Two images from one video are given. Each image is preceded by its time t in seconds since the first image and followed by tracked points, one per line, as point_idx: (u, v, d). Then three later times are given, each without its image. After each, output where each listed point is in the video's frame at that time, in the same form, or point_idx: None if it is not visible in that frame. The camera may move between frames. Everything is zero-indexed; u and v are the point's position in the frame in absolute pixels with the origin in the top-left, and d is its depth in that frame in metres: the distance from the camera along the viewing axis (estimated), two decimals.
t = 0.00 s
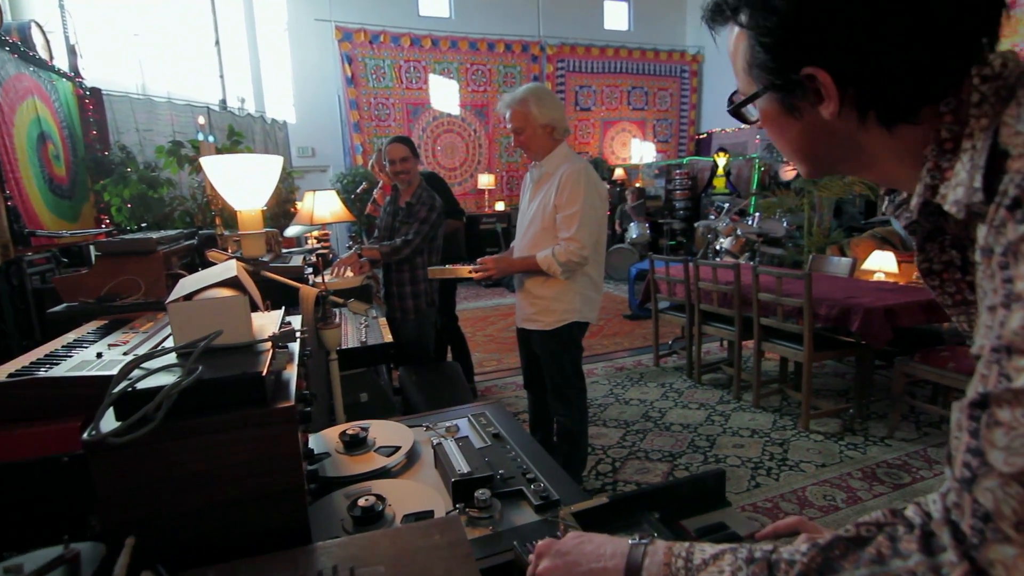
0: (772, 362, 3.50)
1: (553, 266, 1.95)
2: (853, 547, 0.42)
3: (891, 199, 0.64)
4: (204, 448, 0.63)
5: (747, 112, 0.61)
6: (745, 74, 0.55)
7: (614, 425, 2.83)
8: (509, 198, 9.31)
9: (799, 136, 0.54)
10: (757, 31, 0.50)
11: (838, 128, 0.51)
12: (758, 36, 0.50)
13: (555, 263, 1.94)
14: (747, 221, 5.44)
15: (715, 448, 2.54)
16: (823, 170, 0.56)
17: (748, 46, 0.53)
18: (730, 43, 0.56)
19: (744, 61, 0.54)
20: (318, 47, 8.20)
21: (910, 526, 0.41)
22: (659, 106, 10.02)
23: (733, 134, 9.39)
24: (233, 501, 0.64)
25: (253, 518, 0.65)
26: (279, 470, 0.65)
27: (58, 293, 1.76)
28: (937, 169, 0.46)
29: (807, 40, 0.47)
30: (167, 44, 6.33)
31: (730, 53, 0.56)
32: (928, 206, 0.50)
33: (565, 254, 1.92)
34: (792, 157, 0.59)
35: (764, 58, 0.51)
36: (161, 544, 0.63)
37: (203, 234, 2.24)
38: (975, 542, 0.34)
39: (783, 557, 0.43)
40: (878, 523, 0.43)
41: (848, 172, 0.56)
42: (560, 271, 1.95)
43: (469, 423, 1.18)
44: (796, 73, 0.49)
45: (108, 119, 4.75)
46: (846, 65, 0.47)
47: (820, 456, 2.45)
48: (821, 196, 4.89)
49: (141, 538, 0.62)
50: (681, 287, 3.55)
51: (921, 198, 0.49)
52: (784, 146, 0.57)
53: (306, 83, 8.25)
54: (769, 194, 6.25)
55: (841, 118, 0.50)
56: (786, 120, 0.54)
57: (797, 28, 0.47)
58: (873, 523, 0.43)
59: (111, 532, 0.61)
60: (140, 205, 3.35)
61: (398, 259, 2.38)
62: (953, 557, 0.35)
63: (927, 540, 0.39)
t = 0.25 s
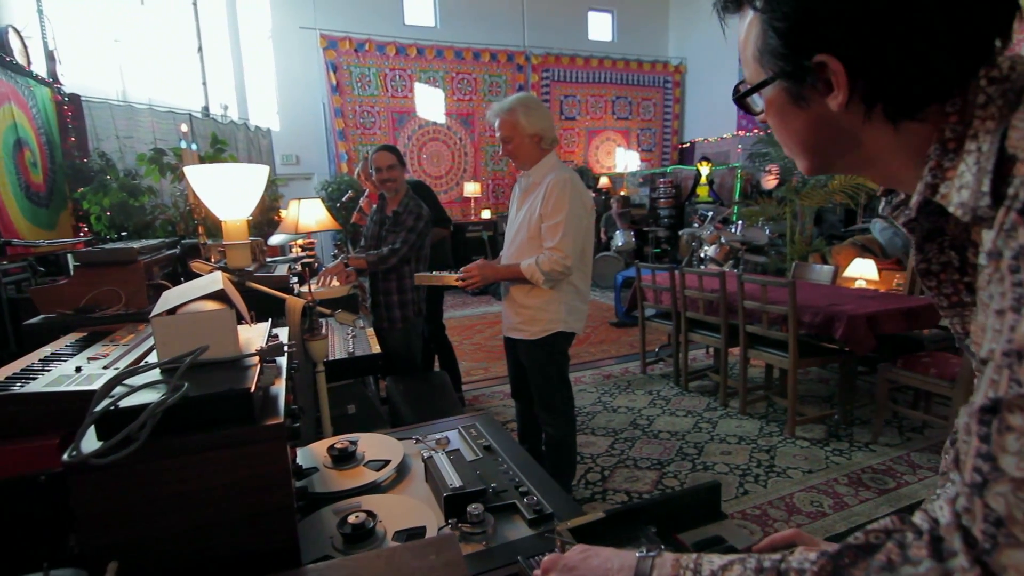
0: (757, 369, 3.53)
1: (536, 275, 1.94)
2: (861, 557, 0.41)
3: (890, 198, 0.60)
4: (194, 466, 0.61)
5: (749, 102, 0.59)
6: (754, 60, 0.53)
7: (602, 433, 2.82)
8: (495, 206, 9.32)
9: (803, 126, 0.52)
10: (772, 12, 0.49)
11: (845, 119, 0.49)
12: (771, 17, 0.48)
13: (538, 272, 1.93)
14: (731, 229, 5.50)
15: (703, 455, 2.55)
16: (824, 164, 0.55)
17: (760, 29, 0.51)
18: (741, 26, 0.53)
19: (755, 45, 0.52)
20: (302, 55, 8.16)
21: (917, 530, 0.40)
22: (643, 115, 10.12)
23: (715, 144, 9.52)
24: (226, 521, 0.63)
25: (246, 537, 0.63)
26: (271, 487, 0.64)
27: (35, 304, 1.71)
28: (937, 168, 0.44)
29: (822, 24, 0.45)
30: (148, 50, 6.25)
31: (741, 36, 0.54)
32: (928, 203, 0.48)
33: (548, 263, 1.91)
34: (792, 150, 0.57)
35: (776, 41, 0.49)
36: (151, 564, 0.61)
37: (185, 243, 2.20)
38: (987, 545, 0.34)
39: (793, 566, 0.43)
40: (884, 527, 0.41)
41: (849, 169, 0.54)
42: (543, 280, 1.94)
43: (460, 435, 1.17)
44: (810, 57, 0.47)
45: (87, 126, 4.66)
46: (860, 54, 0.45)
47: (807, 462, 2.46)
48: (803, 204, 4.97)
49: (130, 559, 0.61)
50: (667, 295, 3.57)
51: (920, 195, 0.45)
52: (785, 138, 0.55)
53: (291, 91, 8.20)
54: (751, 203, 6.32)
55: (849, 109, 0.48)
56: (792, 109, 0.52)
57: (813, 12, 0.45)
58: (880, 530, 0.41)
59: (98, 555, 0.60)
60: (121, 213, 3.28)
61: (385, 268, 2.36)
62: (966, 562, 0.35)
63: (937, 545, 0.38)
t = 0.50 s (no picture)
0: (749, 365, 3.55)
1: (526, 272, 1.93)
2: (866, 541, 0.40)
3: (900, 167, 0.56)
4: (191, 470, 0.60)
5: (774, 62, 0.53)
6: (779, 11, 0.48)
7: (597, 430, 2.82)
8: (486, 204, 9.29)
9: (822, 84, 0.47)
10: None
11: (870, 80, 0.44)
12: None
13: (529, 269, 1.92)
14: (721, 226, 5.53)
15: (697, 452, 2.55)
16: (840, 133, 0.49)
17: None
18: None
19: None
20: (290, 52, 8.09)
21: (921, 511, 0.38)
22: (633, 112, 10.13)
23: (704, 141, 9.56)
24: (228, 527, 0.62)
25: (246, 545, 0.62)
26: (271, 492, 0.63)
27: (21, 306, 1.68)
28: (958, 135, 0.40)
29: None
30: (132, 47, 6.15)
31: None
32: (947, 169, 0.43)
33: (539, 260, 1.90)
34: (810, 115, 0.51)
35: None
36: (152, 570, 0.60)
37: (175, 243, 2.17)
38: (998, 521, 0.33)
39: (798, 556, 0.41)
40: (888, 509, 0.40)
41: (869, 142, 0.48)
42: (533, 277, 1.93)
43: (458, 435, 1.16)
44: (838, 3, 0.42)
45: (71, 124, 4.58)
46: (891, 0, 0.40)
47: (800, 457, 2.48)
48: (793, 201, 4.99)
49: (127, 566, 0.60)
50: (660, 292, 3.58)
51: (937, 164, 0.42)
52: (804, 100, 0.50)
53: (279, 88, 8.12)
54: (742, 200, 6.35)
55: (873, 67, 0.43)
56: (811, 64, 0.46)
57: None
58: (884, 514, 0.40)
59: (96, 562, 0.59)
60: (108, 213, 3.23)
61: (378, 267, 2.34)
62: (973, 538, 0.34)
63: (943, 524, 0.37)
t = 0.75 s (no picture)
0: (745, 364, 3.56)
1: (525, 273, 1.92)
2: (870, 535, 0.38)
3: (914, 155, 0.55)
4: (190, 479, 0.59)
5: (791, 43, 0.52)
6: None
7: (595, 431, 2.82)
8: (480, 205, 9.28)
9: (842, 62, 0.46)
10: None
11: (893, 57, 0.43)
12: None
13: (528, 270, 1.91)
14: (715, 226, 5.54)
15: (695, 451, 2.55)
16: (857, 115, 0.48)
17: None
18: None
19: None
20: (281, 54, 8.05)
21: (924, 500, 0.37)
22: (626, 113, 10.14)
23: (696, 141, 9.59)
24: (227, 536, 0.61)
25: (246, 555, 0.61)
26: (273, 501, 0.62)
27: (11, 312, 1.65)
28: (978, 119, 0.39)
29: None
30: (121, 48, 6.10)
31: None
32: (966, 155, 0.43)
33: (538, 261, 1.89)
34: (826, 96, 0.50)
35: None
36: None
37: (168, 247, 2.14)
38: (1007, 506, 0.32)
39: (804, 555, 0.40)
40: (890, 500, 0.39)
41: (887, 121, 0.48)
42: (532, 278, 1.92)
43: (459, 439, 1.15)
44: None
45: (59, 126, 4.52)
46: None
47: (796, 455, 2.49)
48: (786, 200, 5.02)
49: None
50: (655, 292, 3.59)
51: (957, 148, 0.41)
52: (822, 80, 0.49)
53: (270, 90, 8.07)
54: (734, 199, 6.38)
55: (896, 43, 0.42)
56: (831, 40, 0.45)
57: None
58: (884, 505, 0.39)
59: None
60: (99, 217, 3.20)
61: (373, 269, 2.33)
62: (979, 524, 0.33)
63: (947, 512, 0.36)
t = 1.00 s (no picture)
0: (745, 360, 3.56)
1: (529, 270, 1.91)
2: (888, 528, 0.37)
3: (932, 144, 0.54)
4: (199, 480, 0.58)
5: (813, 27, 0.52)
6: None
7: (596, 427, 2.82)
8: (478, 203, 9.27)
9: (862, 48, 0.45)
10: None
11: (914, 44, 0.43)
12: None
13: (531, 267, 1.91)
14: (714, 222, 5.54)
15: (697, 447, 2.56)
16: (874, 103, 0.48)
17: None
18: None
19: None
20: (278, 51, 8.02)
21: (939, 491, 0.36)
22: (624, 109, 10.12)
23: (694, 137, 9.58)
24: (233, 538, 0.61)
25: (256, 555, 0.61)
26: (282, 500, 0.62)
27: (12, 310, 1.64)
28: (1000, 108, 0.39)
29: None
30: (117, 46, 6.06)
31: None
32: (985, 144, 0.43)
33: (541, 257, 1.89)
34: (844, 83, 0.50)
35: None
36: None
37: (168, 245, 2.13)
38: None
39: (820, 549, 0.39)
40: (905, 493, 0.38)
41: (904, 110, 0.47)
42: (536, 275, 1.91)
43: (465, 437, 1.15)
44: None
45: (56, 125, 4.50)
46: None
47: (798, 451, 2.49)
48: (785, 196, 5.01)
49: None
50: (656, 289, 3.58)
51: (975, 137, 0.41)
52: (842, 66, 0.48)
53: (267, 87, 8.04)
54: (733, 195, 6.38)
55: (920, 28, 0.42)
56: (852, 25, 0.45)
57: None
58: (900, 498, 0.38)
59: None
60: (97, 216, 3.18)
61: (375, 267, 2.32)
62: (998, 516, 0.33)
63: (966, 502, 0.34)
